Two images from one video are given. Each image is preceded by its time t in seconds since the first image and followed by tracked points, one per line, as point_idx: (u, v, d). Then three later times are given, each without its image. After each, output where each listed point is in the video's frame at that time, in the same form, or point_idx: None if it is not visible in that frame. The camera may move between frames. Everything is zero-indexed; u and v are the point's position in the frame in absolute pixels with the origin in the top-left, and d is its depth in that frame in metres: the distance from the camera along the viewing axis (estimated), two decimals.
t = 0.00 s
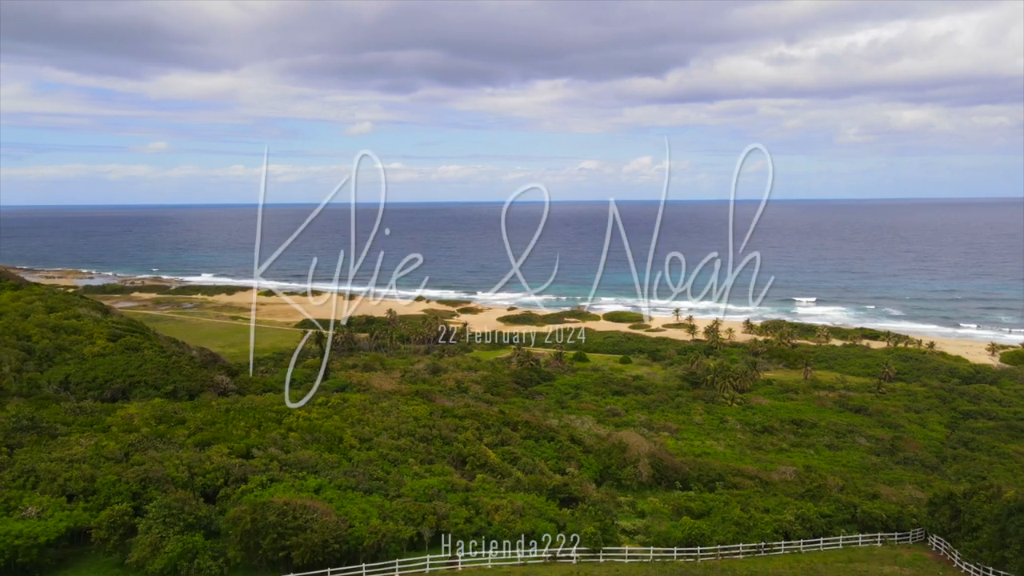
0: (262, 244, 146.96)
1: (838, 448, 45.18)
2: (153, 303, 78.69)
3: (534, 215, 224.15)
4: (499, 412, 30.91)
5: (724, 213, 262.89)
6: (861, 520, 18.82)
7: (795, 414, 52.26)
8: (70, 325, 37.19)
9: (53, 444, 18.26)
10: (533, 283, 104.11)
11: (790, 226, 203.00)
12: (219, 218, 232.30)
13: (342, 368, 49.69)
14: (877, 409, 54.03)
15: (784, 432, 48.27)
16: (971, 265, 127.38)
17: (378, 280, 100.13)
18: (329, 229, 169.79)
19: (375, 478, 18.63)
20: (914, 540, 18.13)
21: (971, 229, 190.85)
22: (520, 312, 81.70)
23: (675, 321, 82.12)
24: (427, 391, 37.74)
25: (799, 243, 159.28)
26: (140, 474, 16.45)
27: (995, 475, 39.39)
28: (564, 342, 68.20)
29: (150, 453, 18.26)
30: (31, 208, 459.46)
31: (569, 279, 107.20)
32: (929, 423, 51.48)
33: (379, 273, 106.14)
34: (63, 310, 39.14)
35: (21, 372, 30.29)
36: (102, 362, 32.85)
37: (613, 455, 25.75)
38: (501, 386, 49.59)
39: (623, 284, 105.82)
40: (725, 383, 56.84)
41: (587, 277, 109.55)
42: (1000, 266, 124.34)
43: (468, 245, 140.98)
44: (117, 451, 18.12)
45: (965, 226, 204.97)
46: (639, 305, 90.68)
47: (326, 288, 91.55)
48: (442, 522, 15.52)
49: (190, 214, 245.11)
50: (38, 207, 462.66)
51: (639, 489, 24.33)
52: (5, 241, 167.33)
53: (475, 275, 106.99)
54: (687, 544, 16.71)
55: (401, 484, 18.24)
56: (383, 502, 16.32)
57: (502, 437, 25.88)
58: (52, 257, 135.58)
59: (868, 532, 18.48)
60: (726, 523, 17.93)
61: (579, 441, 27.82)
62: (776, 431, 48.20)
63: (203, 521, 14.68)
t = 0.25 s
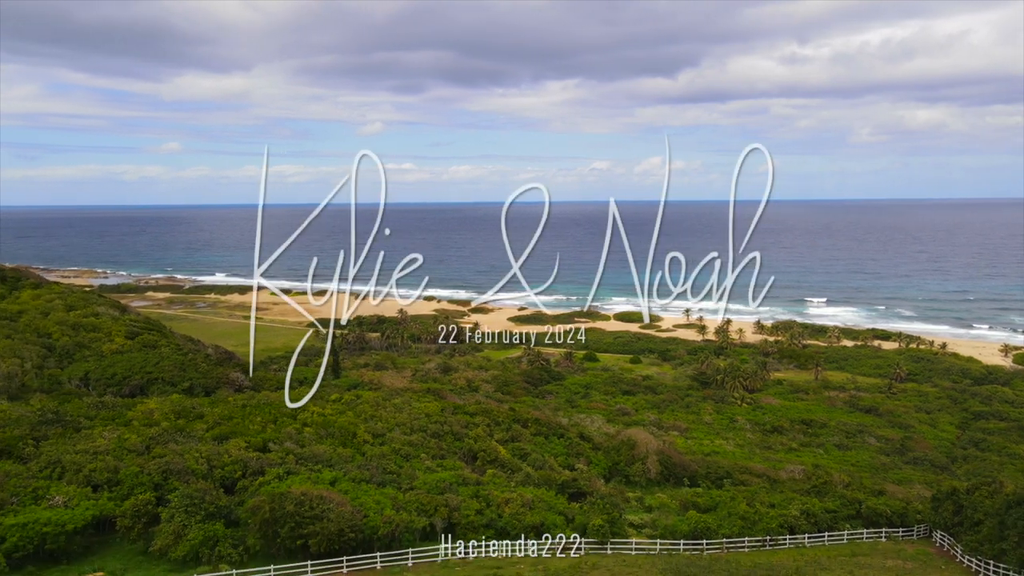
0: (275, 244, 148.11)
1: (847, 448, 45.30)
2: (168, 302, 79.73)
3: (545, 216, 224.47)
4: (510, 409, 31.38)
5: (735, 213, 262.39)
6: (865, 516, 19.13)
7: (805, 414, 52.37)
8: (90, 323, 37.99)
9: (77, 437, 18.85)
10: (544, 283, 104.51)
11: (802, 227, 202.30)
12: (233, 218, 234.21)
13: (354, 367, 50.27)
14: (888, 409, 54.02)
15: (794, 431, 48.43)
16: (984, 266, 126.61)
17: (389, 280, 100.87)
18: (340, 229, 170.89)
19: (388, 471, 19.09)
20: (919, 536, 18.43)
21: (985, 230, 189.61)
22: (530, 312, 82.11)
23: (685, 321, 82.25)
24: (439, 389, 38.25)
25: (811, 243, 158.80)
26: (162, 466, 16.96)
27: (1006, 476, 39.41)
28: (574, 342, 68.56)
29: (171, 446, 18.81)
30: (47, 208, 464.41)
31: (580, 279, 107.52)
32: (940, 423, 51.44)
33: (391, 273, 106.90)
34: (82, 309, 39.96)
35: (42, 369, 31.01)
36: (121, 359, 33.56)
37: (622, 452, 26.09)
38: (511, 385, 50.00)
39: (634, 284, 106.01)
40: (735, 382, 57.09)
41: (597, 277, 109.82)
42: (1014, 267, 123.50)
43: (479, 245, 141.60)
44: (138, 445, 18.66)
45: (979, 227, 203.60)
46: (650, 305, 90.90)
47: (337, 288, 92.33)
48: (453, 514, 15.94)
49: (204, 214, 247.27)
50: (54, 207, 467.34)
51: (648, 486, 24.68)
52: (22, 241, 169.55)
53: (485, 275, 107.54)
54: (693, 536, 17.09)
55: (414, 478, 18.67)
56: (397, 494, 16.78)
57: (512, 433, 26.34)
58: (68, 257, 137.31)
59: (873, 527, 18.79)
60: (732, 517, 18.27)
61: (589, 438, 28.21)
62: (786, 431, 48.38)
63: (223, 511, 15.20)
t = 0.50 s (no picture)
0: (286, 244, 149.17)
1: (857, 448, 45.38)
2: (182, 301, 80.65)
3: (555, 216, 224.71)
4: (521, 407, 31.79)
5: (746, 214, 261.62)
6: (870, 512, 19.42)
7: (815, 415, 52.48)
8: (108, 321, 38.71)
9: (100, 430, 19.43)
10: (554, 283, 104.90)
11: (814, 227, 201.54)
12: (245, 217, 236.11)
13: (366, 366, 50.80)
14: (899, 410, 54.03)
15: (803, 431, 48.56)
16: (998, 268, 125.83)
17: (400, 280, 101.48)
18: (351, 230, 171.79)
19: (402, 465, 19.53)
20: (923, 531, 18.72)
21: (998, 230, 188.50)
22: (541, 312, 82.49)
23: (696, 322, 82.35)
24: (450, 387, 38.69)
25: (823, 244, 158.25)
26: (183, 459, 17.46)
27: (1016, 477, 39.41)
28: (585, 343, 68.87)
29: (190, 439, 19.35)
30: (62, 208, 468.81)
31: (590, 279, 107.87)
32: (951, 424, 51.42)
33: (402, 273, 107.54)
34: (100, 307, 40.72)
35: (62, 366, 31.69)
36: (139, 356, 34.22)
37: (630, 449, 26.43)
38: (522, 384, 50.37)
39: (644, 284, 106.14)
40: (745, 383, 57.23)
41: (608, 278, 110.01)
42: None
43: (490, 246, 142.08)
44: (158, 438, 19.20)
45: (993, 227, 202.16)
46: (660, 306, 91.07)
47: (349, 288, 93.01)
48: (465, 506, 16.37)
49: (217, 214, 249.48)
50: (68, 208, 471.70)
51: (656, 483, 25.01)
52: (38, 241, 171.82)
53: (496, 275, 107.97)
54: (700, 530, 17.46)
55: (426, 472, 19.12)
56: (410, 486, 17.24)
57: (523, 430, 26.76)
58: (83, 257, 139.00)
59: (878, 523, 19.08)
60: (738, 512, 18.62)
61: (598, 436, 28.56)
62: (796, 431, 48.52)
63: (243, 501, 15.70)
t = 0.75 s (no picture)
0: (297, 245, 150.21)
1: (866, 448, 45.46)
2: (194, 301, 81.50)
3: (565, 217, 224.99)
4: (530, 405, 32.19)
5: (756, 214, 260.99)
6: (874, 508, 19.71)
7: (824, 415, 52.57)
8: (124, 320, 39.40)
9: (121, 425, 20.01)
10: (563, 284, 105.30)
11: (824, 228, 200.90)
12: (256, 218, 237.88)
13: (377, 365, 51.25)
14: (908, 411, 54.01)
15: (812, 432, 48.68)
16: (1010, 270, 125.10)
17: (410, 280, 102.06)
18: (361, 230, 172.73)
19: (413, 460, 19.98)
20: (926, 528, 18.98)
21: (1010, 231, 187.34)
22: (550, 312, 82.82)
23: (705, 323, 82.47)
24: (460, 386, 39.13)
25: (833, 245, 157.78)
26: (201, 452, 17.92)
27: None
28: (594, 343, 69.17)
29: (208, 434, 19.87)
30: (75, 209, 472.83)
31: (599, 279, 108.17)
32: (961, 425, 51.38)
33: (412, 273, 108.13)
34: (117, 306, 41.44)
35: (81, 363, 32.34)
36: (155, 354, 34.87)
37: (638, 447, 26.77)
38: (532, 384, 50.68)
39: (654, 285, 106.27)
40: (754, 384, 57.39)
41: (617, 278, 110.23)
42: None
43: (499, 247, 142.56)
44: (178, 432, 19.73)
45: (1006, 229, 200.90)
46: (668, 307, 91.44)
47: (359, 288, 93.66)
48: (475, 500, 16.77)
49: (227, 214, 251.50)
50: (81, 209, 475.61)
51: (663, 480, 25.34)
52: (51, 241, 173.76)
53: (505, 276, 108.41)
54: (705, 524, 17.82)
55: (438, 466, 19.54)
56: (421, 480, 17.67)
57: (532, 428, 27.17)
58: (97, 257, 140.54)
59: (882, 519, 19.37)
60: (744, 507, 18.95)
61: (606, 434, 28.95)
62: (804, 431, 48.65)
63: (260, 493, 16.19)
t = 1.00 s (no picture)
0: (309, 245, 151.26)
1: (876, 449, 45.54)
2: (208, 301, 82.40)
3: (575, 218, 225.22)
4: (541, 403, 32.59)
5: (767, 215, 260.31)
6: (879, 505, 19.99)
7: (835, 416, 52.65)
8: (142, 319, 40.08)
9: (143, 419, 20.58)
10: (574, 285, 105.58)
11: (836, 229, 200.15)
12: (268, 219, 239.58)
13: (388, 365, 51.70)
14: (919, 413, 53.96)
15: (822, 432, 48.78)
16: None
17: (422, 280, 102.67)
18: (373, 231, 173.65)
19: (426, 455, 20.42)
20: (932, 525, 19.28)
21: None
22: (561, 313, 83.12)
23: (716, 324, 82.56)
24: (471, 385, 39.58)
25: (845, 246, 157.21)
26: (220, 446, 18.43)
27: None
28: (604, 344, 69.47)
29: (226, 429, 20.40)
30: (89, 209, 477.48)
31: (609, 280, 108.38)
32: (973, 427, 51.28)
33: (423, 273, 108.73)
34: (134, 305, 42.15)
35: (100, 360, 33.00)
36: (172, 352, 35.53)
37: (647, 444, 27.10)
38: (542, 384, 50.95)
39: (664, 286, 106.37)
40: (764, 384, 57.53)
41: (628, 279, 110.42)
42: None
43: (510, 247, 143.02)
44: (197, 427, 20.26)
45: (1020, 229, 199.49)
46: (679, 309, 91.56)
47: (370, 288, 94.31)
48: (487, 494, 17.19)
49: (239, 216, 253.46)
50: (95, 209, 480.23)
51: (672, 477, 25.68)
52: (66, 241, 175.71)
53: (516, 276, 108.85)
54: (713, 518, 18.16)
55: (450, 461, 19.98)
56: (434, 474, 18.11)
57: (542, 425, 27.57)
58: (111, 258, 142.05)
59: (887, 515, 19.66)
60: (750, 503, 19.28)
61: (616, 432, 29.32)
62: (814, 432, 48.76)
63: (279, 485, 16.68)
